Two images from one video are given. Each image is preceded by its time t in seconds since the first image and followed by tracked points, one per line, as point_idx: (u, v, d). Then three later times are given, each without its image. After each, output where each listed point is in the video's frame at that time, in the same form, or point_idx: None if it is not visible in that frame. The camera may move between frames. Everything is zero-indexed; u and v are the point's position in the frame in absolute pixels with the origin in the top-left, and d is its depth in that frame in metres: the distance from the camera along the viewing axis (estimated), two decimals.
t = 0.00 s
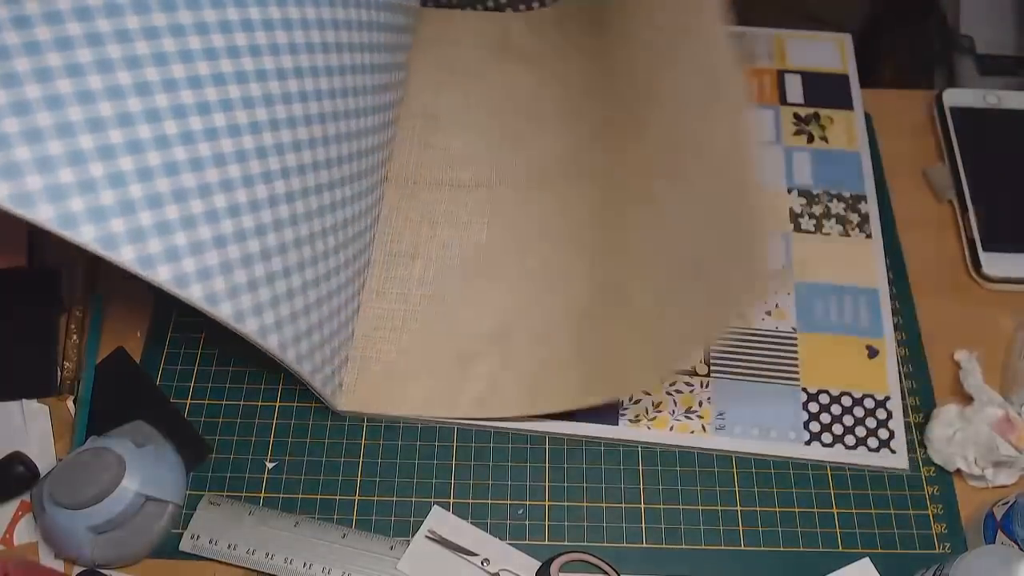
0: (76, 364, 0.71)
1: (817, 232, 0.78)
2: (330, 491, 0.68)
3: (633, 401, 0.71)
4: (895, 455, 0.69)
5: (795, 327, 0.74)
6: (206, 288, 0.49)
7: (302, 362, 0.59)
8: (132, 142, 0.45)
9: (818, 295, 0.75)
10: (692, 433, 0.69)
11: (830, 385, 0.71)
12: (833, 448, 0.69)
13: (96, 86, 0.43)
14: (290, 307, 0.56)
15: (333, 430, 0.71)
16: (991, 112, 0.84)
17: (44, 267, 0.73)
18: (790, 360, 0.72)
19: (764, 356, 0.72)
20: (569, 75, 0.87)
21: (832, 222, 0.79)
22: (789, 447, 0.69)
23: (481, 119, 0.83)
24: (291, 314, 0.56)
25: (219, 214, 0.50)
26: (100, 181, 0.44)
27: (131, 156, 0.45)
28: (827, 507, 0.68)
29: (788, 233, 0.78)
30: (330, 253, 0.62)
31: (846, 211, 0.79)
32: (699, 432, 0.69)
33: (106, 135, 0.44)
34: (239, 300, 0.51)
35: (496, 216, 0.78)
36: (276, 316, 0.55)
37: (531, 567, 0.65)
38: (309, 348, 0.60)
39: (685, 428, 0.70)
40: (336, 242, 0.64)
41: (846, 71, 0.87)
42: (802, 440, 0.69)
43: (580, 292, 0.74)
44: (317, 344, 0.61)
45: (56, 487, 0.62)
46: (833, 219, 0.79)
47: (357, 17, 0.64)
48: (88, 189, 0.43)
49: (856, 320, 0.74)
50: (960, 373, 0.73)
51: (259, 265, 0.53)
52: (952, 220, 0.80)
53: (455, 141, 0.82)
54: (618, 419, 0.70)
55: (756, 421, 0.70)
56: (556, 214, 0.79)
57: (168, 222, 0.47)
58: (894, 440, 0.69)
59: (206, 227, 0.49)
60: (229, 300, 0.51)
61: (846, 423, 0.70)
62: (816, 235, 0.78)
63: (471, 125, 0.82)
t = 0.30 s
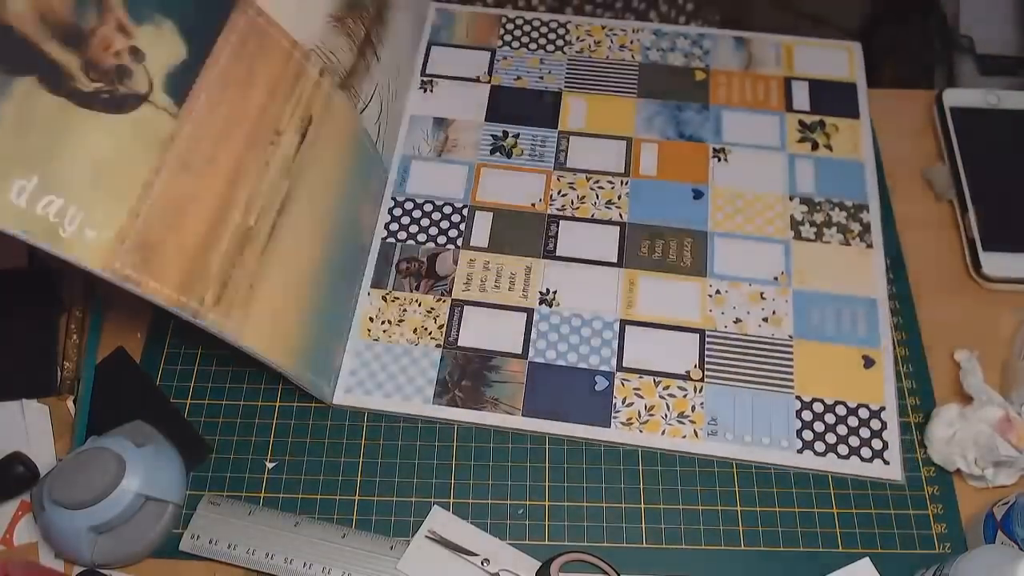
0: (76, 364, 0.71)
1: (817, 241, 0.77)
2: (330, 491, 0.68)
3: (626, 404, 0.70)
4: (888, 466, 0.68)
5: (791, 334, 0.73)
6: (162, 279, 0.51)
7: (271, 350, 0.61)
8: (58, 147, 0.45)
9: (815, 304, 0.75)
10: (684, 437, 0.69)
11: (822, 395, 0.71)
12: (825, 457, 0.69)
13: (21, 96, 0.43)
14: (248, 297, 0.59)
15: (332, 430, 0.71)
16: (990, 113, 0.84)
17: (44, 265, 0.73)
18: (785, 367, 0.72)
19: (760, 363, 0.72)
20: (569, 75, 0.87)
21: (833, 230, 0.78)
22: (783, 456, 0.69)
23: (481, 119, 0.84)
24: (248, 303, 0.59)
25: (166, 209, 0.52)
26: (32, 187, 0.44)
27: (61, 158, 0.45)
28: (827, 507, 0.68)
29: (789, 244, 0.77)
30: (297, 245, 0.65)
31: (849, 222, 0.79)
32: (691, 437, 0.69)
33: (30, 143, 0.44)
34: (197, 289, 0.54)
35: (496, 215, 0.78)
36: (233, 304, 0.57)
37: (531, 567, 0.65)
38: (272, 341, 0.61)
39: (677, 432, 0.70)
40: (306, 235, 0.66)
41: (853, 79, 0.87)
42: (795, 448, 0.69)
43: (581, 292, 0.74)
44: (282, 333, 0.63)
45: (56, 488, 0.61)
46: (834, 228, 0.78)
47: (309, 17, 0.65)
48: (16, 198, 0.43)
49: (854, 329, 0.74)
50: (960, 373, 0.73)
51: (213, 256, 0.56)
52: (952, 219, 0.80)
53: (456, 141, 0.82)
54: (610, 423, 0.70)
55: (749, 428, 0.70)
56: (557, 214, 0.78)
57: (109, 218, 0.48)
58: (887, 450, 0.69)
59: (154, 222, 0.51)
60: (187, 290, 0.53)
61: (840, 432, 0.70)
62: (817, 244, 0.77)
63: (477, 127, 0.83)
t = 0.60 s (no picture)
0: (76, 364, 0.71)
1: (818, 249, 0.77)
2: (330, 491, 0.68)
3: (623, 407, 0.70)
4: (886, 476, 0.68)
5: (791, 342, 0.72)
6: (139, 276, 0.52)
7: (257, 347, 0.61)
8: (30, 150, 0.46)
9: (816, 312, 0.74)
10: (680, 442, 0.69)
11: (821, 404, 0.70)
12: (822, 466, 0.68)
13: None
14: (231, 293, 0.59)
15: (332, 430, 0.71)
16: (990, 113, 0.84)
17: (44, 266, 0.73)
18: (785, 374, 0.71)
19: (760, 370, 0.71)
20: (569, 75, 0.87)
21: (836, 239, 0.78)
22: (782, 463, 0.68)
23: (481, 119, 0.84)
24: (231, 299, 0.59)
25: (141, 209, 0.52)
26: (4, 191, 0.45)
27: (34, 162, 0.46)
28: (827, 507, 0.68)
29: (791, 250, 0.77)
30: (285, 242, 0.65)
31: (851, 230, 0.78)
32: (687, 442, 0.69)
33: None
34: (174, 286, 0.54)
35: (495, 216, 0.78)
36: (216, 300, 0.58)
37: (531, 567, 0.65)
38: (260, 337, 0.61)
39: (673, 438, 0.69)
40: (296, 234, 0.66)
41: (864, 88, 0.87)
42: (794, 456, 0.68)
43: (580, 292, 0.74)
44: (271, 331, 0.63)
45: (55, 489, 0.61)
46: (837, 237, 0.78)
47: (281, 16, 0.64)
48: None
49: (854, 339, 0.73)
50: (960, 373, 0.73)
51: (191, 250, 0.56)
52: (952, 219, 0.81)
53: (457, 140, 0.82)
54: (607, 426, 0.70)
55: (747, 434, 0.69)
56: (557, 214, 0.78)
57: (82, 218, 0.48)
58: (885, 461, 0.68)
59: (129, 222, 0.51)
60: (166, 286, 0.54)
61: (838, 441, 0.69)
62: (819, 253, 0.77)
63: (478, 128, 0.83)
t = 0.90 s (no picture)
0: (76, 364, 0.71)
1: (818, 249, 0.77)
2: (330, 491, 0.68)
3: (623, 407, 0.70)
4: (886, 476, 0.68)
5: (791, 342, 0.72)
6: (136, 275, 0.52)
7: (255, 347, 0.61)
8: (27, 149, 0.46)
9: (816, 311, 0.74)
10: (680, 442, 0.69)
11: (821, 404, 0.70)
12: (822, 466, 0.68)
13: None
14: (230, 293, 0.59)
15: (332, 430, 0.71)
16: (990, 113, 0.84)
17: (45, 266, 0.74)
18: (784, 374, 0.71)
19: (760, 369, 0.71)
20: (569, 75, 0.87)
21: (836, 239, 0.78)
22: (782, 463, 0.68)
23: (481, 119, 0.84)
24: (229, 298, 0.59)
25: (139, 208, 0.52)
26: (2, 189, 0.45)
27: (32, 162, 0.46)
28: (827, 507, 0.68)
29: (790, 250, 0.77)
30: (284, 242, 0.65)
31: (851, 230, 0.78)
32: (688, 442, 0.69)
33: None
34: (172, 284, 0.54)
35: (495, 216, 0.78)
36: (214, 299, 0.58)
37: (531, 566, 0.65)
38: (258, 337, 0.61)
39: (673, 437, 0.69)
40: (295, 233, 0.66)
41: (864, 88, 0.87)
42: (794, 456, 0.68)
43: (580, 292, 0.74)
44: (269, 330, 0.63)
45: (55, 488, 0.61)
46: (837, 237, 0.78)
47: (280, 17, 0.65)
48: None
49: (854, 339, 0.73)
50: (960, 374, 0.73)
51: (190, 250, 0.56)
52: (952, 219, 0.81)
53: (456, 141, 0.82)
54: (606, 426, 0.70)
55: (747, 434, 0.69)
56: (557, 214, 0.78)
57: (79, 217, 0.48)
58: (885, 461, 0.68)
59: (127, 222, 0.51)
60: (164, 286, 0.54)
61: (838, 441, 0.69)
62: (819, 253, 0.77)
63: (478, 128, 0.83)
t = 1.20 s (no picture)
0: (76, 364, 0.71)
1: (818, 249, 0.77)
2: (330, 491, 0.68)
3: (623, 407, 0.70)
4: (886, 476, 0.68)
5: (791, 342, 0.73)
6: (139, 274, 0.52)
7: (256, 347, 0.61)
8: (30, 147, 0.46)
9: (816, 311, 0.74)
10: (680, 442, 0.69)
11: (821, 404, 0.70)
12: (822, 466, 0.68)
13: None
14: (231, 292, 0.59)
15: (332, 430, 0.71)
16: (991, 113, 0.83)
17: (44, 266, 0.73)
18: (785, 374, 0.71)
19: (760, 370, 0.71)
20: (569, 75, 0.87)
21: (836, 239, 0.78)
22: (782, 463, 0.68)
23: (480, 119, 0.84)
24: (230, 298, 0.59)
25: (142, 207, 0.52)
26: (5, 187, 0.45)
27: (35, 160, 0.46)
28: (827, 507, 0.68)
29: (790, 250, 0.77)
30: (285, 242, 0.65)
31: (851, 230, 0.78)
32: (688, 442, 0.69)
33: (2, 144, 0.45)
34: (174, 284, 0.54)
35: (495, 216, 0.78)
36: (215, 299, 0.58)
37: (531, 566, 0.65)
38: (259, 337, 0.61)
39: (673, 437, 0.69)
40: (297, 233, 0.66)
41: (864, 88, 0.87)
42: (794, 456, 0.68)
43: (580, 292, 0.74)
44: (269, 330, 0.63)
45: (55, 488, 0.61)
46: (837, 237, 0.78)
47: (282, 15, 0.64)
48: None
49: (854, 339, 0.73)
50: (960, 374, 0.73)
51: (192, 249, 0.56)
52: (952, 219, 0.81)
53: (456, 141, 0.82)
54: (607, 426, 0.70)
55: (747, 434, 0.69)
56: (557, 215, 0.78)
57: (82, 215, 0.48)
58: (885, 461, 0.68)
59: (129, 221, 0.51)
60: (165, 285, 0.54)
61: (838, 441, 0.69)
62: (819, 253, 0.77)
63: (478, 128, 0.83)
